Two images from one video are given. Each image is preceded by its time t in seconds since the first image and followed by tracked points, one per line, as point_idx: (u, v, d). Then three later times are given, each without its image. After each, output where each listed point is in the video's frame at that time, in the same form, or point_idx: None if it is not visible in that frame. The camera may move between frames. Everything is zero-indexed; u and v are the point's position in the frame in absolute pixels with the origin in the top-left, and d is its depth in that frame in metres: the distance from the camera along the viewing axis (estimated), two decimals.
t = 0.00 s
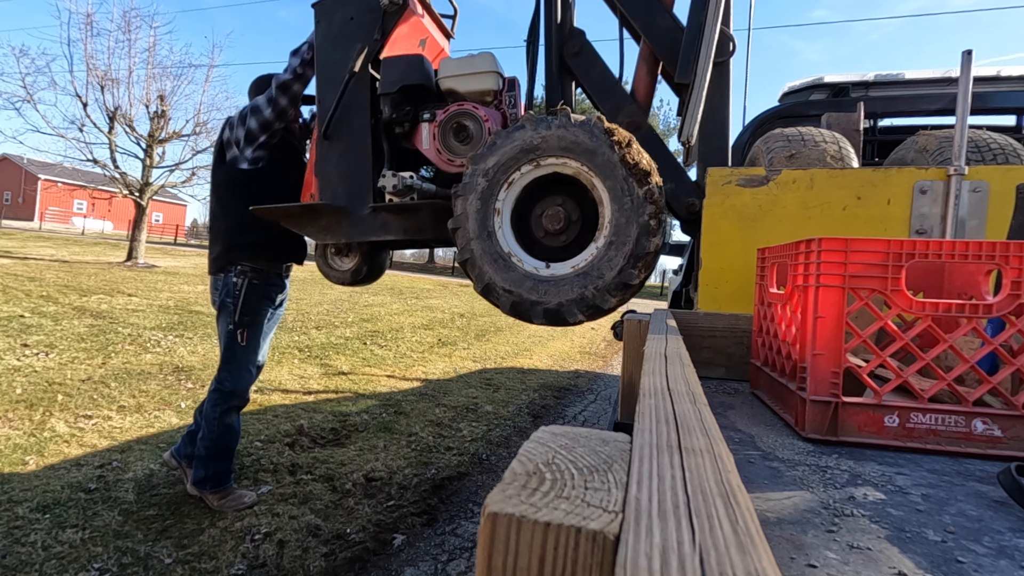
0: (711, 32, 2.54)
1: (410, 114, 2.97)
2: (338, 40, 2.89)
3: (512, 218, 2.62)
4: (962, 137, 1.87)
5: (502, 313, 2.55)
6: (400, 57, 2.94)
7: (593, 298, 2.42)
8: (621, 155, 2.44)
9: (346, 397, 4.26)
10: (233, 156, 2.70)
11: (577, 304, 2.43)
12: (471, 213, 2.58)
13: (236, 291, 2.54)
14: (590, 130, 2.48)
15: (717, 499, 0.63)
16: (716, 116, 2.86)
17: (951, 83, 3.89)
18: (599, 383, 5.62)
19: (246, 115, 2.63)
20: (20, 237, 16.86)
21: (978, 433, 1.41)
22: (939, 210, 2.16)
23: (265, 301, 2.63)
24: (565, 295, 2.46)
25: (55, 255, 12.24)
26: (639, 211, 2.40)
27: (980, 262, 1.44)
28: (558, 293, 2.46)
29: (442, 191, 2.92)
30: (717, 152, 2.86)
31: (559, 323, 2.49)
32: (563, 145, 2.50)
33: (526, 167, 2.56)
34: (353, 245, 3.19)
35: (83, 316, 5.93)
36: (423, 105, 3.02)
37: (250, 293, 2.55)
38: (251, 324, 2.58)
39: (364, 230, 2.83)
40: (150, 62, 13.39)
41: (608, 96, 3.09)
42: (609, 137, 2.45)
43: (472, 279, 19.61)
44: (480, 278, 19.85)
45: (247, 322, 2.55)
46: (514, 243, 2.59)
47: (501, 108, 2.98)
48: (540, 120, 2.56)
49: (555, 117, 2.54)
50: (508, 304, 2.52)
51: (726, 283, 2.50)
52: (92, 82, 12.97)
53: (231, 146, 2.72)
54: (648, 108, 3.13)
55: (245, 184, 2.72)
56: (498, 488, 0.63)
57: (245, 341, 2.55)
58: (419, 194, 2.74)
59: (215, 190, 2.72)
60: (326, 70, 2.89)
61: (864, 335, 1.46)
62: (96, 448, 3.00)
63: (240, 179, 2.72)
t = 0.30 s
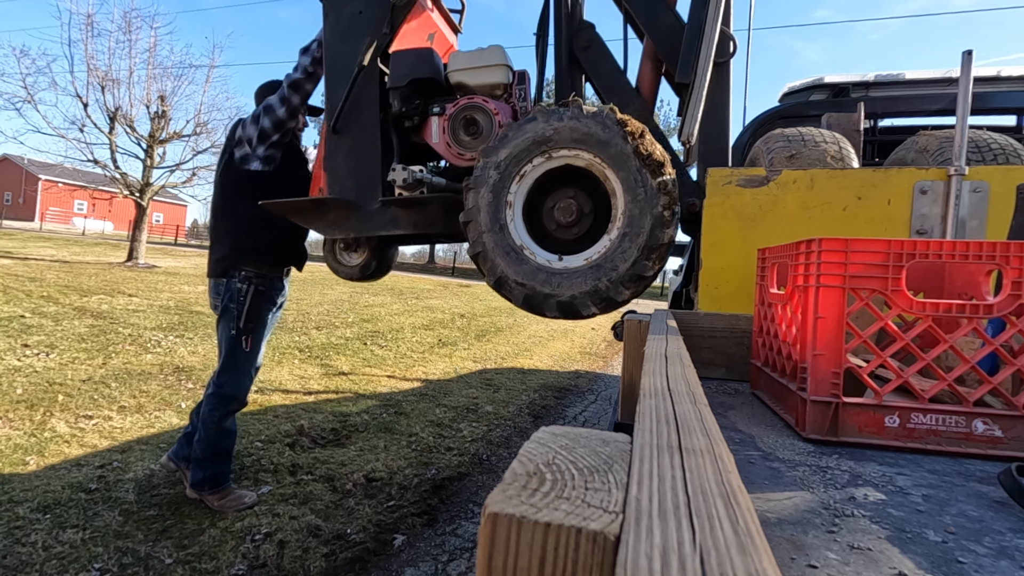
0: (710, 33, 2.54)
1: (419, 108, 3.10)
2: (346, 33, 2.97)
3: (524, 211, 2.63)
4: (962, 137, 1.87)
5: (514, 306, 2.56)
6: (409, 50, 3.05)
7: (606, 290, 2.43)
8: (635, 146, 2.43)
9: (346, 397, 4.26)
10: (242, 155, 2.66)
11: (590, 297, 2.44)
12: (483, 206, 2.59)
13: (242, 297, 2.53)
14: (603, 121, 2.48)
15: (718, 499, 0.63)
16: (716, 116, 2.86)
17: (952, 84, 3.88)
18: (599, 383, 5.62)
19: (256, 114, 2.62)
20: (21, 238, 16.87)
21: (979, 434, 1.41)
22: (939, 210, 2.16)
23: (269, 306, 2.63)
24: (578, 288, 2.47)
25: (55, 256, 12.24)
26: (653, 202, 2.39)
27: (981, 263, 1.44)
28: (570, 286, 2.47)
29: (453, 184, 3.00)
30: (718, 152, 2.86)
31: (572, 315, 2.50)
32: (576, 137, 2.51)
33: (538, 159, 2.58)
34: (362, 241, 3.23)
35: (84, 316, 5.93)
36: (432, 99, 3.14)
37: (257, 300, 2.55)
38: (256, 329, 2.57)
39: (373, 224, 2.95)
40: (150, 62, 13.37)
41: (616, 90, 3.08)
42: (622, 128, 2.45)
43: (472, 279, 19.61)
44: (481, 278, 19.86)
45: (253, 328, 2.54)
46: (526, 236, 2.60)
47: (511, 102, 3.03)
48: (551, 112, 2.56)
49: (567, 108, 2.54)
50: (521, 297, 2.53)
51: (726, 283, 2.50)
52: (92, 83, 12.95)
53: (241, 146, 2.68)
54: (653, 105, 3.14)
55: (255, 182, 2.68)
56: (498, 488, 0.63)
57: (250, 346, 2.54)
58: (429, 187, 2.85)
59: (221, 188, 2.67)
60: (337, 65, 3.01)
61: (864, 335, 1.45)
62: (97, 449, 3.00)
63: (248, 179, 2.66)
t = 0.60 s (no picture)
0: (714, 31, 2.54)
1: (427, 104, 3.10)
2: (355, 28, 3.00)
3: (532, 206, 2.64)
4: (963, 139, 1.87)
5: (524, 302, 2.57)
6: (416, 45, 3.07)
7: (616, 285, 2.44)
8: (646, 140, 2.43)
9: (347, 398, 4.26)
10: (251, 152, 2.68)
11: (600, 292, 2.45)
12: (492, 202, 2.60)
13: (244, 297, 2.52)
14: (613, 116, 2.47)
15: (717, 500, 0.63)
16: (717, 116, 2.86)
17: (953, 85, 3.88)
18: (600, 384, 5.61)
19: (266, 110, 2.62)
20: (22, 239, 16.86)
21: (979, 436, 1.41)
22: (940, 211, 2.16)
23: (270, 306, 2.63)
24: (588, 283, 2.47)
25: (56, 257, 12.23)
26: (663, 197, 2.39)
27: (982, 264, 1.44)
28: (580, 281, 2.48)
29: (462, 180, 3.01)
30: (718, 153, 2.87)
31: (583, 311, 2.51)
32: (585, 132, 2.51)
33: (547, 155, 2.58)
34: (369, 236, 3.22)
35: (84, 317, 5.91)
36: (440, 95, 3.15)
37: (259, 300, 2.54)
38: (257, 329, 2.57)
39: (381, 220, 2.99)
40: (151, 63, 13.35)
41: (623, 87, 3.09)
42: (632, 123, 2.45)
43: (472, 280, 19.61)
44: (481, 279, 19.86)
45: (254, 328, 2.54)
46: (535, 232, 2.60)
47: (518, 98, 3.05)
48: (561, 107, 2.56)
49: (576, 103, 2.54)
50: (531, 293, 2.54)
51: (727, 284, 2.50)
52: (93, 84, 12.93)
53: (253, 143, 2.70)
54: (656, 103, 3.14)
55: (266, 180, 2.67)
56: (498, 488, 0.63)
57: (252, 346, 2.54)
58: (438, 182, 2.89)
59: (230, 189, 2.65)
60: (345, 60, 3.03)
61: (864, 336, 1.45)
62: (96, 450, 2.99)
63: (261, 177, 2.66)
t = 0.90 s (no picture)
0: (722, 33, 2.52)
1: (427, 104, 3.09)
2: (355, 28, 3.08)
3: (532, 207, 2.64)
4: (964, 138, 1.87)
5: (524, 302, 2.57)
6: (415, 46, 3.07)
7: (616, 284, 2.44)
8: (645, 139, 2.43)
9: (347, 398, 4.26)
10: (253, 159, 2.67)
11: (601, 291, 2.45)
12: (492, 202, 2.60)
13: (252, 298, 2.53)
14: (612, 116, 2.48)
15: (718, 499, 0.63)
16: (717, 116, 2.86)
17: (952, 84, 3.88)
18: (600, 384, 5.61)
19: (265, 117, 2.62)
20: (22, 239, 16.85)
21: (980, 435, 1.41)
22: (940, 210, 2.16)
23: (276, 307, 2.63)
24: (588, 283, 2.47)
25: (56, 257, 12.22)
26: (663, 196, 2.39)
27: (983, 263, 1.44)
28: (580, 281, 2.48)
29: (462, 179, 3.00)
30: (718, 152, 2.86)
31: (583, 311, 2.51)
32: (584, 132, 2.51)
33: (546, 155, 2.58)
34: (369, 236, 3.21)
35: (84, 318, 5.91)
36: (440, 95, 3.14)
37: (264, 300, 2.55)
38: (263, 329, 2.57)
39: (381, 219, 3.00)
40: (151, 64, 13.34)
41: (621, 87, 3.09)
42: (631, 122, 2.45)
43: (472, 279, 19.61)
44: (481, 278, 19.85)
45: (261, 327, 2.54)
46: (535, 232, 2.60)
47: (518, 99, 3.05)
48: (560, 107, 2.56)
49: (575, 103, 2.54)
50: (531, 293, 2.54)
51: (727, 284, 2.50)
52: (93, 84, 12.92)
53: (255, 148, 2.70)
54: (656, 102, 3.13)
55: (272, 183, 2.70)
56: (498, 488, 0.63)
57: (258, 346, 2.54)
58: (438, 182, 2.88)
59: (237, 193, 2.69)
60: (346, 61, 3.10)
61: (865, 336, 1.45)
62: (96, 450, 2.99)
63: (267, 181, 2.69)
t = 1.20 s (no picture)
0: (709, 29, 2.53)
1: (427, 105, 3.08)
2: (355, 29, 3.13)
3: (532, 207, 2.64)
4: (962, 137, 1.87)
5: (524, 302, 2.57)
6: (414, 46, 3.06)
7: (616, 284, 2.44)
8: (644, 139, 2.43)
9: (347, 398, 4.26)
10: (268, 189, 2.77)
11: (601, 291, 2.45)
12: (491, 202, 2.60)
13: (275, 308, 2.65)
14: (611, 115, 2.48)
15: (718, 499, 0.63)
16: (715, 116, 2.86)
17: (951, 83, 3.89)
18: (600, 384, 5.61)
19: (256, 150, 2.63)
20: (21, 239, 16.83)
21: (979, 434, 1.41)
22: (939, 210, 2.16)
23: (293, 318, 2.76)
24: (588, 283, 2.47)
25: (55, 257, 12.21)
26: (662, 196, 2.39)
27: (982, 263, 1.44)
28: (580, 281, 2.48)
29: (461, 179, 3.00)
30: (717, 152, 2.87)
31: (583, 310, 2.52)
32: (584, 131, 2.51)
33: (546, 155, 2.58)
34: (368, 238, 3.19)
35: (83, 317, 5.91)
36: (439, 95, 3.13)
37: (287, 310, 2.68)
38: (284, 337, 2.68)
39: (381, 219, 3.00)
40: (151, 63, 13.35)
41: (620, 87, 3.09)
42: (630, 122, 2.45)
43: (472, 279, 19.59)
44: (481, 278, 19.84)
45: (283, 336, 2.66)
46: (535, 232, 2.60)
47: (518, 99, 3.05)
48: (559, 106, 2.56)
49: (574, 103, 2.54)
50: (531, 293, 2.54)
51: (726, 283, 2.50)
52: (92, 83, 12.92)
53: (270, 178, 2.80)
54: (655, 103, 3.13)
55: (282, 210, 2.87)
56: (498, 488, 0.63)
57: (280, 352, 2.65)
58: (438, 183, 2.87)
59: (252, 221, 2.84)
60: (347, 61, 3.14)
61: (864, 335, 1.45)
62: (96, 450, 3.00)
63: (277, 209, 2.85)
